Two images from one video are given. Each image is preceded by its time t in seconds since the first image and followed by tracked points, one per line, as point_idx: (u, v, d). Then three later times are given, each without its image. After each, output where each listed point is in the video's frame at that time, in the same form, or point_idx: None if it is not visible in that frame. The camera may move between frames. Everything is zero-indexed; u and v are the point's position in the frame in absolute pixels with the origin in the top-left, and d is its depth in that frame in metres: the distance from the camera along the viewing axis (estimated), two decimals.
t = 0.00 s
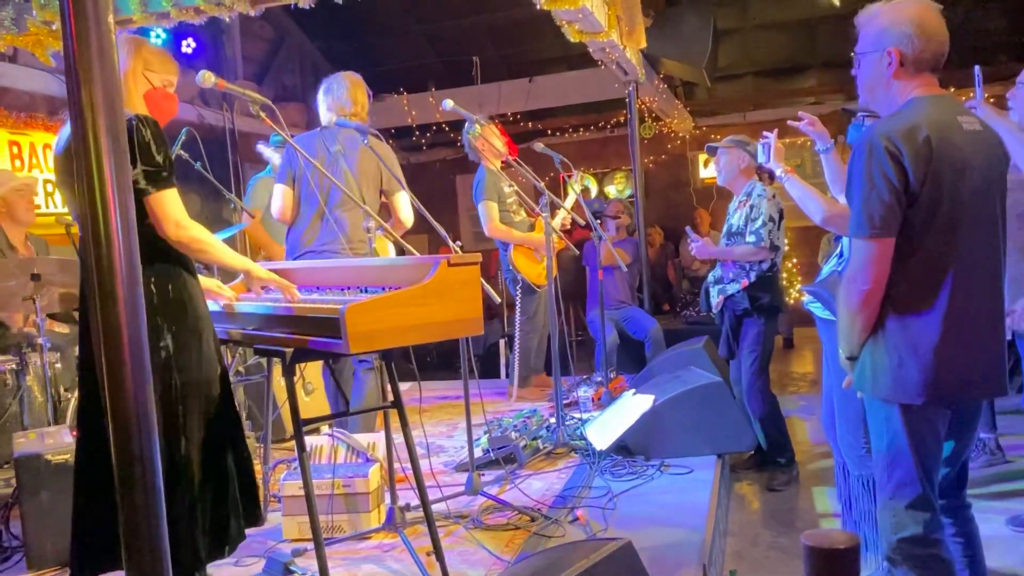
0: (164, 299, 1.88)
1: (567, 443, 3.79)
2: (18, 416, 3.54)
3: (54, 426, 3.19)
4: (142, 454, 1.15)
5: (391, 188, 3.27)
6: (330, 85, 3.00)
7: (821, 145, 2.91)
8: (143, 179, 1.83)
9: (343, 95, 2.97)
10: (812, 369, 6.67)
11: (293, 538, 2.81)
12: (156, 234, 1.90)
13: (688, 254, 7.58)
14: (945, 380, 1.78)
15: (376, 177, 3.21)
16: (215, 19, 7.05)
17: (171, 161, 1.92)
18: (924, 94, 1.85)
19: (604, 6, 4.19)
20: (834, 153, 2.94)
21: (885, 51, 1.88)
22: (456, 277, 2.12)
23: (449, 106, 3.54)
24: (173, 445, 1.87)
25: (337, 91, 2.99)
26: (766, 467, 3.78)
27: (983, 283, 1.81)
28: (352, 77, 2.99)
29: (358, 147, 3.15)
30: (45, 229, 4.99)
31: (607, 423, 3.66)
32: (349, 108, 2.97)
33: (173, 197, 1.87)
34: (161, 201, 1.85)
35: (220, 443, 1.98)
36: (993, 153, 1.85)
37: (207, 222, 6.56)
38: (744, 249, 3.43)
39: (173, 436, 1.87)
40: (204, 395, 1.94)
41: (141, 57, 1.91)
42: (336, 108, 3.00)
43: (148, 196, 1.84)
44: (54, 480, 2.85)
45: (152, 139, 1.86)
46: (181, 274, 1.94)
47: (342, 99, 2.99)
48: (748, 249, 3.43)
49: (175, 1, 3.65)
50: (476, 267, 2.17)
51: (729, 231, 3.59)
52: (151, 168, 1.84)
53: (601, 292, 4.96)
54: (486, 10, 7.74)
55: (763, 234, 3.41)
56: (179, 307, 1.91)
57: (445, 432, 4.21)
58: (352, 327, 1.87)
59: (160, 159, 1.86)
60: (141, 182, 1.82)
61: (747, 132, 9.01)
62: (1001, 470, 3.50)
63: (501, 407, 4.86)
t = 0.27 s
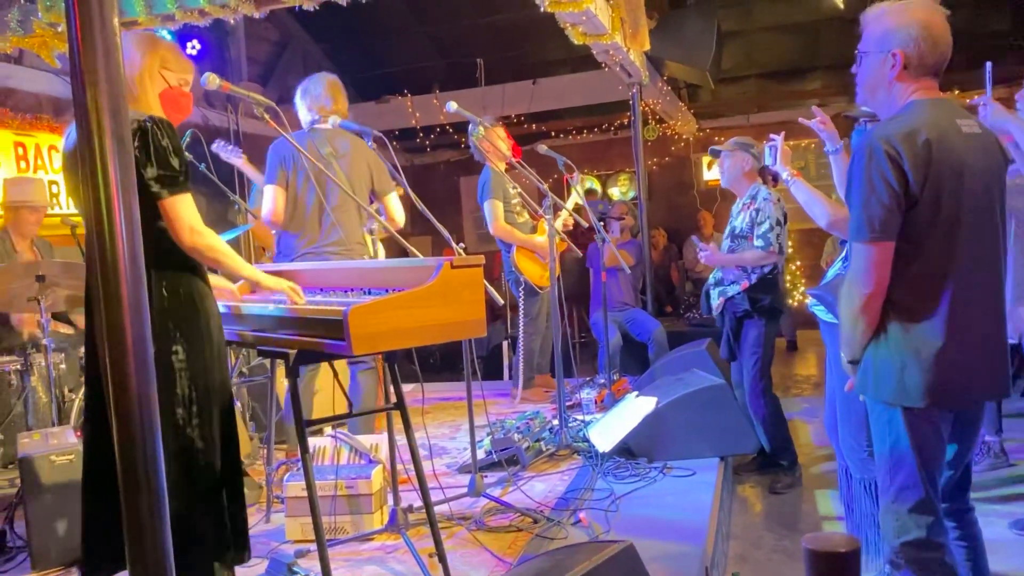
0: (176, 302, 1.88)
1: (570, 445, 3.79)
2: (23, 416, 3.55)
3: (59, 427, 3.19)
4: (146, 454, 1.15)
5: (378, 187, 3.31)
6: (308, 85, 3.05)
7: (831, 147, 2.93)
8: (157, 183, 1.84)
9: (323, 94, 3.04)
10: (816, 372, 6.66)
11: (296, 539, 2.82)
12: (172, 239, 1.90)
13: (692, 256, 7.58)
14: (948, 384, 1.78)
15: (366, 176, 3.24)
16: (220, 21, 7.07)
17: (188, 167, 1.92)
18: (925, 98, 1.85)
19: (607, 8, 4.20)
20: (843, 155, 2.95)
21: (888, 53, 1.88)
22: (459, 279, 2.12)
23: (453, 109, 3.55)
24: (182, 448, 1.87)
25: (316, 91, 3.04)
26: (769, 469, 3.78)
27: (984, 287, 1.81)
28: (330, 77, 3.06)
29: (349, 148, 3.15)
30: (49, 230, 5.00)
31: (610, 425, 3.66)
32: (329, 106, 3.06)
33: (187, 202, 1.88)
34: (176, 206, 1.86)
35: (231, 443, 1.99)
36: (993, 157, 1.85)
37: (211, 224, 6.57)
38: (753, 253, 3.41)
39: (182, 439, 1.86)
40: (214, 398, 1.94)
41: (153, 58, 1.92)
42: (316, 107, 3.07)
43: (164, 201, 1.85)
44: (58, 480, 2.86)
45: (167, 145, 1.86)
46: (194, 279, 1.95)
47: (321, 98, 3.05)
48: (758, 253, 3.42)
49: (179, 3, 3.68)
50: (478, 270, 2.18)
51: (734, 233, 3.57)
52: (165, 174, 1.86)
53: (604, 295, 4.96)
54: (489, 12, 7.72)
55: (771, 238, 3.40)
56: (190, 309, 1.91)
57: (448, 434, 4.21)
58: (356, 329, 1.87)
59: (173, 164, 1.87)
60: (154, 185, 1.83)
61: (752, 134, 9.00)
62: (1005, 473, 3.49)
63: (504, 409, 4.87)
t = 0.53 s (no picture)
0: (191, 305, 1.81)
1: (575, 446, 3.77)
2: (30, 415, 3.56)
3: (65, 426, 3.20)
4: (152, 456, 1.15)
5: (366, 190, 3.34)
6: (298, 88, 3.05)
7: (841, 147, 2.91)
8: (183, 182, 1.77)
9: (314, 99, 3.03)
10: (822, 373, 6.64)
11: (301, 539, 2.82)
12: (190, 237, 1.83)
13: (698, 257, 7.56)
14: (953, 386, 1.77)
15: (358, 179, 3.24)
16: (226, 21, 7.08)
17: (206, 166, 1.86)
18: (931, 99, 1.84)
19: (613, 9, 4.20)
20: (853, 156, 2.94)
21: (895, 55, 1.87)
22: (464, 280, 2.13)
23: (459, 110, 3.55)
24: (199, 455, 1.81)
25: (306, 95, 3.03)
26: (774, 471, 3.78)
27: (991, 290, 1.80)
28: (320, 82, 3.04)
29: (342, 154, 3.13)
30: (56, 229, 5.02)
31: (615, 426, 3.66)
32: (320, 111, 3.06)
33: (212, 199, 1.82)
34: (201, 203, 1.80)
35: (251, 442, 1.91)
36: (1000, 158, 1.85)
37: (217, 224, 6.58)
38: (761, 255, 3.41)
39: (198, 447, 1.81)
40: (232, 403, 1.88)
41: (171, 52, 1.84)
42: (306, 111, 3.06)
43: (187, 200, 1.78)
44: (64, 479, 2.87)
45: (186, 143, 1.80)
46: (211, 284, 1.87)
47: (311, 100, 3.04)
48: (767, 255, 3.41)
49: (186, 3, 3.70)
50: (483, 271, 2.18)
51: (740, 235, 3.56)
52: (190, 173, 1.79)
53: (610, 296, 4.96)
54: (496, 13, 7.73)
55: (780, 239, 3.39)
56: (206, 313, 1.84)
57: (453, 434, 4.21)
58: (361, 329, 1.88)
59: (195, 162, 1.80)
60: (177, 185, 1.76)
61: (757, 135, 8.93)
62: (1011, 476, 3.48)
63: (509, 410, 4.87)
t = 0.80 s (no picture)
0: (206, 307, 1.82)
1: (583, 446, 3.76)
2: (39, 412, 3.57)
3: (75, 424, 3.22)
4: (163, 457, 1.15)
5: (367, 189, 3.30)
6: (298, 88, 3.02)
7: (847, 152, 2.91)
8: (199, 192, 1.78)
9: (314, 99, 3.00)
10: (830, 374, 6.62)
11: (309, 537, 2.83)
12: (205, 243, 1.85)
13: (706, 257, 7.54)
14: (966, 387, 1.76)
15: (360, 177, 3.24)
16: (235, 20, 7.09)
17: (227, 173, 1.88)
18: (944, 99, 1.83)
19: (622, 8, 4.19)
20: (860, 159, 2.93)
21: (907, 54, 1.87)
22: (473, 280, 2.13)
23: (467, 110, 3.55)
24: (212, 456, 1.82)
25: (307, 94, 3.01)
26: (782, 472, 3.77)
27: (1005, 290, 1.79)
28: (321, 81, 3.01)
29: (342, 154, 3.13)
30: (66, 227, 5.04)
31: (622, 426, 3.66)
32: (321, 111, 3.03)
33: (228, 210, 1.83)
34: (217, 215, 1.81)
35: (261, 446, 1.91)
36: (1013, 159, 1.84)
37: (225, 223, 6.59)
38: (771, 255, 3.40)
39: (209, 450, 1.81)
40: (246, 406, 1.89)
41: (206, 54, 1.89)
42: (307, 112, 3.04)
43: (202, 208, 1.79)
44: (75, 476, 2.88)
45: (208, 150, 1.82)
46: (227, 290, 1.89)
47: (312, 100, 3.02)
48: (776, 255, 3.40)
49: (196, 2, 3.71)
50: (493, 271, 2.18)
51: (749, 235, 3.56)
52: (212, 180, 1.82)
53: (618, 296, 4.95)
54: (504, 12, 7.70)
55: (789, 240, 3.38)
56: (220, 315, 1.86)
57: (461, 433, 4.21)
58: (370, 328, 1.87)
59: (215, 171, 1.82)
60: (195, 192, 1.78)
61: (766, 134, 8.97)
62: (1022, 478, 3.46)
63: (516, 409, 4.86)
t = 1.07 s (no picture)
0: (220, 308, 1.83)
1: (594, 445, 3.74)
2: (53, 409, 3.59)
3: (89, 420, 3.23)
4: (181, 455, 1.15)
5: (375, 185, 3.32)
6: (308, 89, 3.04)
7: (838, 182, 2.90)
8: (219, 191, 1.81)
9: (324, 102, 3.03)
10: (841, 374, 6.59)
11: (321, 535, 2.83)
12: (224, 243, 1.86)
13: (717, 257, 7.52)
14: (984, 387, 1.75)
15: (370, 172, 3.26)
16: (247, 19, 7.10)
17: (246, 173, 1.88)
18: (963, 96, 1.82)
19: (634, 6, 4.19)
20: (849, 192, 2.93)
21: (925, 51, 1.85)
22: (487, 278, 2.13)
23: (479, 108, 3.54)
24: (221, 457, 1.83)
25: (316, 94, 3.03)
26: (794, 472, 3.75)
27: None
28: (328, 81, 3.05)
29: (352, 154, 3.13)
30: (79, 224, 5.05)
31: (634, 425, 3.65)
32: (331, 113, 3.05)
33: (248, 209, 1.85)
34: (236, 213, 1.83)
35: (270, 444, 1.93)
36: None
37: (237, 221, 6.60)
38: (784, 254, 3.39)
39: (219, 448, 1.83)
40: (256, 405, 1.89)
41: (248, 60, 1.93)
42: (316, 112, 3.05)
43: (221, 205, 1.82)
44: (88, 472, 2.89)
45: (230, 148, 1.83)
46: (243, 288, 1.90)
47: (320, 100, 3.03)
48: (788, 254, 3.39)
49: (209, 1, 3.74)
50: (506, 268, 2.18)
51: (762, 233, 3.54)
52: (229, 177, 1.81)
53: (630, 295, 4.94)
54: (515, 10, 7.66)
55: (802, 239, 3.37)
56: (237, 317, 1.86)
57: (472, 431, 4.21)
58: (384, 325, 1.87)
59: (235, 167, 1.82)
60: (217, 191, 1.80)
61: (777, 133, 8.97)
62: None
63: (527, 408, 4.86)
